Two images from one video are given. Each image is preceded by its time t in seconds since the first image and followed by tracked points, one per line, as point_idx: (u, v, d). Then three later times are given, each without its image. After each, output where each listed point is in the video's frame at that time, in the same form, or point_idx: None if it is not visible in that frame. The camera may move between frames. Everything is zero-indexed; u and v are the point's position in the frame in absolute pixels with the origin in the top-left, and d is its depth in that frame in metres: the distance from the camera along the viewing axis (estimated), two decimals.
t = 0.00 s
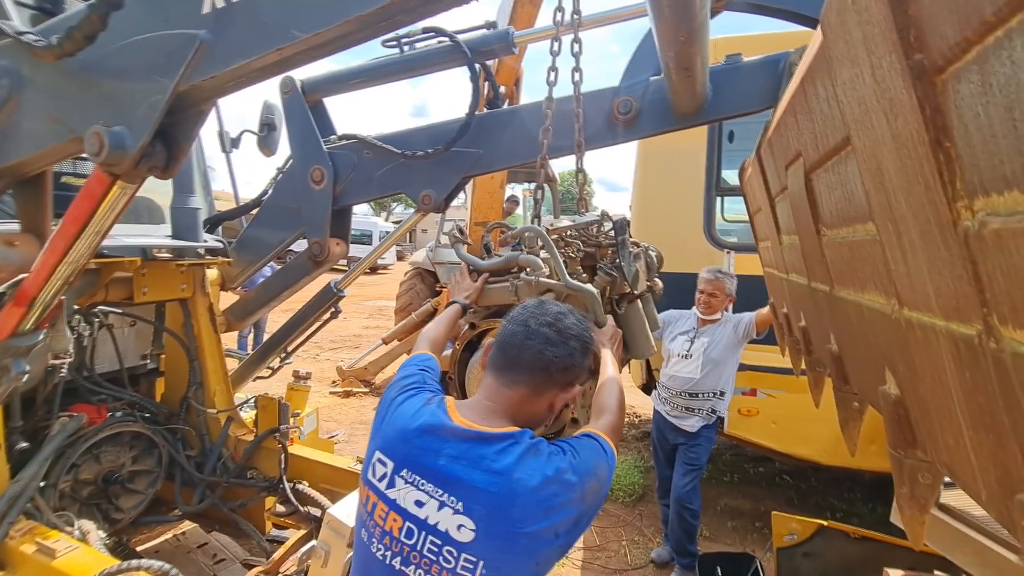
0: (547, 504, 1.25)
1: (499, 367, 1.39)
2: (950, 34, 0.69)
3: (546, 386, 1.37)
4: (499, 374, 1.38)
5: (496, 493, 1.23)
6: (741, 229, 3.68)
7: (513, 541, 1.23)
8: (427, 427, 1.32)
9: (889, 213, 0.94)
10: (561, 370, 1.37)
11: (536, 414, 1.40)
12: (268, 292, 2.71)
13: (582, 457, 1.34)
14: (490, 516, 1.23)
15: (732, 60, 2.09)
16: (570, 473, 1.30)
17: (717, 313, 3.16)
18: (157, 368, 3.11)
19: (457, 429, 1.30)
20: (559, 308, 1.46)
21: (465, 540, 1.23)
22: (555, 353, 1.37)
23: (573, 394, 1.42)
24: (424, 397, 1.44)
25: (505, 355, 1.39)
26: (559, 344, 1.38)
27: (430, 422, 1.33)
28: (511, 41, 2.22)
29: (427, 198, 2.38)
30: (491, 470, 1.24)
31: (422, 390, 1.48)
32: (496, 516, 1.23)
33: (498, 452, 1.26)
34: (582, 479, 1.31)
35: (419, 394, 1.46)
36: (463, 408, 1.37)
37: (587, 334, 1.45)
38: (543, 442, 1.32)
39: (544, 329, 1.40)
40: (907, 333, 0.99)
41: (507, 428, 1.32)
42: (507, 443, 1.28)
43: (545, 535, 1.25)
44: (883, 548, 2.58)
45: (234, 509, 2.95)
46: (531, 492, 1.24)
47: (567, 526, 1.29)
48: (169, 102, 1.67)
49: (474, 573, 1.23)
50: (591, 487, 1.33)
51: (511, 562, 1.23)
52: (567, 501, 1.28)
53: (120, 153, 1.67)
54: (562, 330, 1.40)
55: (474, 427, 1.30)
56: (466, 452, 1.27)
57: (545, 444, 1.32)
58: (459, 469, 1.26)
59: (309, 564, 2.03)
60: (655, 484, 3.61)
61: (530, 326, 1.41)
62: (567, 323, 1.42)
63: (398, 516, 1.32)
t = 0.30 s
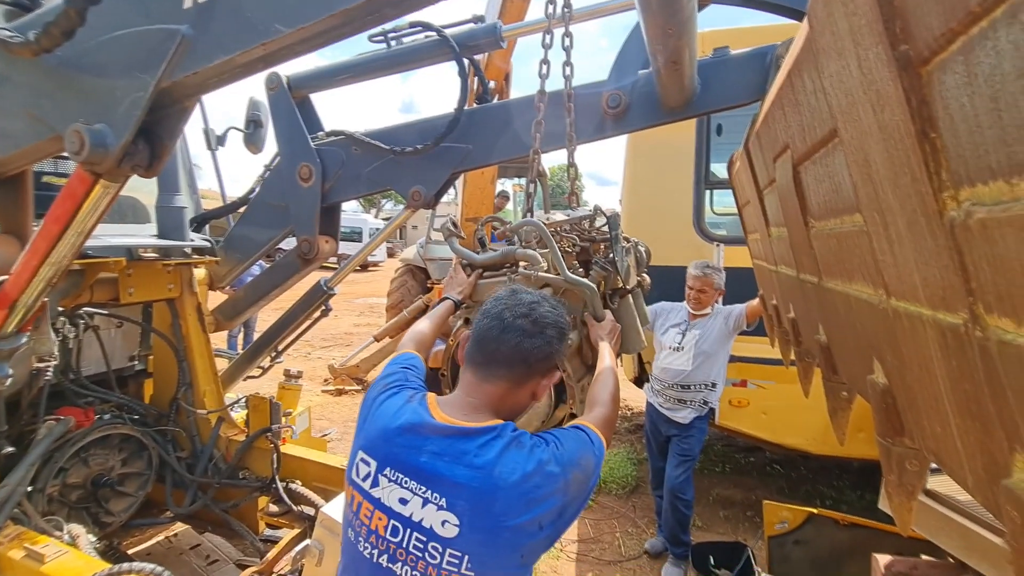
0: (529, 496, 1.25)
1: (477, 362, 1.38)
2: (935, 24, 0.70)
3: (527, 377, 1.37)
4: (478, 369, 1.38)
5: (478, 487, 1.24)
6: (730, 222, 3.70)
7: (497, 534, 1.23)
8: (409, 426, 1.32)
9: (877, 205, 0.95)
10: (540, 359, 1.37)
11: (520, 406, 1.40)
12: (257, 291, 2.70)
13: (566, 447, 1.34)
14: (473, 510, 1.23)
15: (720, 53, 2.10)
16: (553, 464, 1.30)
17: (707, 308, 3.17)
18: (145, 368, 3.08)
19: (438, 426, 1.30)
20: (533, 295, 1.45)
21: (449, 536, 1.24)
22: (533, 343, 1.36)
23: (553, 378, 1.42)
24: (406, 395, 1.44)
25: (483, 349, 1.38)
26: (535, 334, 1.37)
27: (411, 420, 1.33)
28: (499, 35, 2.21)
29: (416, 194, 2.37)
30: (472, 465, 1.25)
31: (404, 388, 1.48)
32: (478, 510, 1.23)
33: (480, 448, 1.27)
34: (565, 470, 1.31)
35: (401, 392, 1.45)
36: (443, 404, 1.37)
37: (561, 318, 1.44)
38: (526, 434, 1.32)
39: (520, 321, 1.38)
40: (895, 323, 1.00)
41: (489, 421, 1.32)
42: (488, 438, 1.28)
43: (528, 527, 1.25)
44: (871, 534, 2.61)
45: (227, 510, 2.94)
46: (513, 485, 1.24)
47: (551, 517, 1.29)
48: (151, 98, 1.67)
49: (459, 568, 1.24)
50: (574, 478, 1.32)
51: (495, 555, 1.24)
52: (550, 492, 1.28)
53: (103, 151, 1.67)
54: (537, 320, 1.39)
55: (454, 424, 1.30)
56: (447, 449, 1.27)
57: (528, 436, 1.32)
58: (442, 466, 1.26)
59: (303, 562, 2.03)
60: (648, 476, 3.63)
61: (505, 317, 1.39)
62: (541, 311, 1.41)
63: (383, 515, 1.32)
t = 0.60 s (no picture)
0: (520, 490, 1.27)
1: (452, 378, 1.35)
2: (924, 20, 0.71)
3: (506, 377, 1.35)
4: (455, 385, 1.34)
5: (469, 484, 1.24)
6: (722, 215, 3.72)
7: (490, 528, 1.25)
8: (396, 426, 1.32)
9: (866, 201, 0.96)
10: (517, 362, 1.36)
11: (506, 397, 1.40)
12: (249, 287, 2.69)
13: (555, 438, 1.35)
14: (465, 506, 1.24)
15: (711, 46, 2.10)
16: (543, 456, 1.31)
17: (701, 301, 3.18)
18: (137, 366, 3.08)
19: (425, 425, 1.30)
20: (493, 298, 1.36)
21: (443, 532, 1.25)
22: (508, 353, 1.34)
23: (534, 362, 1.42)
24: (391, 394, 1.44)
25: (456, 367, 1.34)
26: (507, 344, 1.34)
27: (398, 420, 1.33)
28: (490, 29, 2.21)
29: (409, 189, 2.37)
30: (462, 462, 1.25)
31: (389, 387, 1.48)
32: (471, 506, 1.24)
33: (470, 446, 1.27)
34: (555, 460, 1.32)
35: (386, 391, 1.46)
36: (427, 402, 1.37)
37: (526, 310, 1.39)
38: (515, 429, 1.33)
39: (489, 335, 1.33)
40: (884, 315, 1.01)
41: (478, 418, 1.33)
42: (476, 435, 1.29)
43: (520, 519, 1.27)
44: (860, 521, 2.65)
45: (221, 507, 2.94)
46: (504, 479, 1.25)
47: (543, 507, 1.31)
48: (139, 93, 1.67)
49: (455, 562, 1.26)
50: (564, 468, 1.34)
51: (488, 548, 1.25)
52: (541, 483, 1.29)
53: (90, 149, 1.69)
54: (506, 324, 1.34)
55: (441, 422, 1.30)
56: (437, 447, 1.27)
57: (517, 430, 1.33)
58: (431, 464, 1.26)
59: (299, 558, 2.04)
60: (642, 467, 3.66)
61: (473, 335, 1.33)
62: (507, 315, 1.35)
63: (376, 515, 1.32)
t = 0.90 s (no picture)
0: (516, 477, 1.28)
1: (442, 369, 1.34)
2: (915, 13, 0.72)
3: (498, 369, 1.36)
4: (446, 375, 1.34)
5: (464, 474, 1.25)
6: (716, 208, 3.73)
7: (487, 516, 1.26)
8: (388, 421, 1.33)
9: (858, 194, 0.97)
10: (504, 345, 1.37)
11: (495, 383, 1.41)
12: (242, 281, 2.68)
13: (548, 426, 1.36)
14: (461, 496, 1.25)
15: (706, 39, 2.10)
16: (537, 444, 1.32)
17: (692, 295, 3.20)
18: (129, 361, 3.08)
19: (418, 419, 1.31)
20: (476, 282, 1.36)
21: (441, 522, 1.26)
22: (497, 336, 1.34)
23: (518, 344, 1.43)
24: (382, 389, 1.44)
25: (446, 357, 1.33)
26: (495, 327, 1.34)
27: (390, 415, 1.33)
28: (484, 20, 2.19)
29: (403, 183, 2.37)
30: (456, 453, 1.26)
31: (379, 382, 1.49)
32: (467, 495, 1.25)
33: (464, 437, 1.27)
34: (548, 447, 1.33)
35: (377, 387, 1.46)
36: (419, 395, 1.37)
37: (507, 291, 1.40)
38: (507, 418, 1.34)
39: (477, 319, 1.32)
40: (876, 308, 1.02)
41: (470, 409, 1.33)
42: (469, 425, 1.29)
43: (516, 506, 1.28)
44: (851, 511, 2.68)
45: (216, 501, 2.94)
46: (498, 468, 1.26)
47: (538, 493, 1.32)
48: (128, 84, 1.66)
49: (454, 551, 1.26)
50: (558, 454, 1.35)
51: (486, 535, 1.26)
52: (535, 470, 1.30)
53: (80, 141, 1.68)
54: (491, 307, 1.34)
55: (433, 415, 1.31)
56: (430, 440, 1.28)
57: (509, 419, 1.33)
58: (426, 456, 1.27)
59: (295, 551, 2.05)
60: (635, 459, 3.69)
61: (461, 322, 1.32)
62: (491, 297, 1.35)
63: (374, 509, 1.33)
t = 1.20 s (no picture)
0: (505, 463, 1.29)
1: (427, 361, 1.34)
2: (909, 10, 0.72)
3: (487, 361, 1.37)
4: (429, 367, 1.34)
5: (455, 462, 1.26)
6: (712, 203, 3.74)
7: (478, 502, 1.27)
8: (379, 413, 1.33)
9: (851, 190, 0.98)
10: (486, 334, 1.37)
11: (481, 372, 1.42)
12: (237, 277, 2.68)
13: (536, 413, 1.38)
14: (453, 483, 1.26)
15: (702, 34, 2.11)
16: (525, 431, 1.33)
17: (685, 287, 3.24)
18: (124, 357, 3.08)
19: (408, 409, 1.31)
20: (451, 274, 1.36)
21: (433, 510, 1.27)
22: (475, 325, 1.34)
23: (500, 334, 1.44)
24: (372, 383, 1.45)
25: (427, 350, 1.33)
26: (474, 316, 1.34)
27: (381, 407, 1.34)
28: (480, 15, 2.18)
29: (399, 178, 2.36)
30: (447, 442, 1.27)
31: (368, 376, 1.49)
32: (459, 482, 1.26)
33: (454, 426, 1.28)
34: (535, 433, 1.34)
35: (366, 381, 1.47)
36: (407, 387, 1.37)
37: (484, 280, 1.40)
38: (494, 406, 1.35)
39: (455, 310, 1.33)
40: (869, 303, 1.03)
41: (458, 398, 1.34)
42: (458, 415, 1.30)
43: (507, 491, 1.29)
44: (844, 503, 2.70)
45: (213, 496, 2.95)
46: (489, 455, 1.28)
47: (528, 479, 1.33)
48: (121, 79, 1.66)
49: (447, 538, 1.27)
50: (546, 440, 1.36)
51: (478, 521, 1.28)
52: (525, 456, 1.32)
53: (73, 136, 1.68)
54: (469, 298, 1.35)
55: (423, 405, 1.32)
56: (421, 430, 1.29)
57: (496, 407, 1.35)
58: (418, 446, 1.28)
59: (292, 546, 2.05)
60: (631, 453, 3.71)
61: (439, 314, 1.33)
62: (467, 289, 1.36)
63: (367, 500, 1.34)
